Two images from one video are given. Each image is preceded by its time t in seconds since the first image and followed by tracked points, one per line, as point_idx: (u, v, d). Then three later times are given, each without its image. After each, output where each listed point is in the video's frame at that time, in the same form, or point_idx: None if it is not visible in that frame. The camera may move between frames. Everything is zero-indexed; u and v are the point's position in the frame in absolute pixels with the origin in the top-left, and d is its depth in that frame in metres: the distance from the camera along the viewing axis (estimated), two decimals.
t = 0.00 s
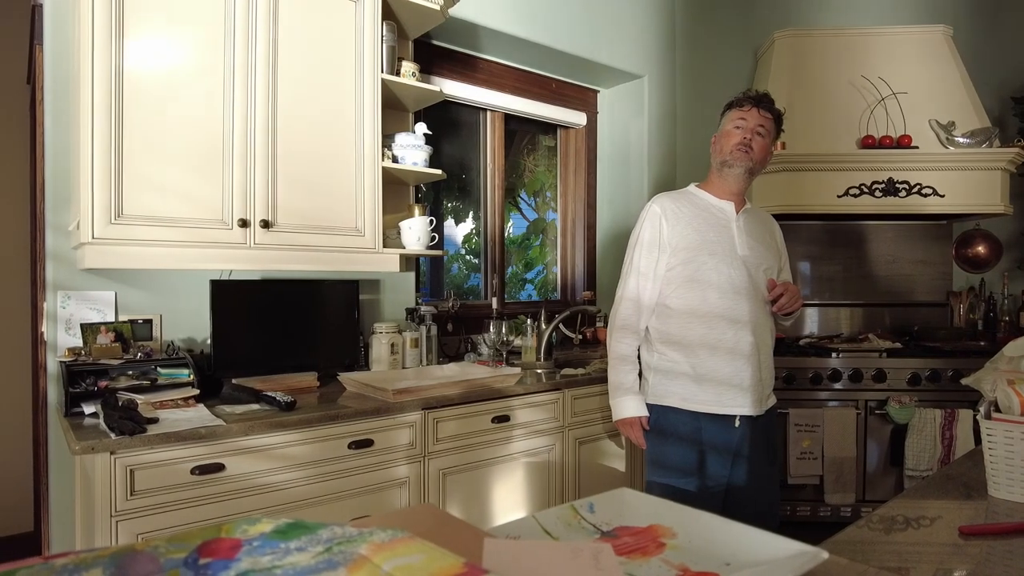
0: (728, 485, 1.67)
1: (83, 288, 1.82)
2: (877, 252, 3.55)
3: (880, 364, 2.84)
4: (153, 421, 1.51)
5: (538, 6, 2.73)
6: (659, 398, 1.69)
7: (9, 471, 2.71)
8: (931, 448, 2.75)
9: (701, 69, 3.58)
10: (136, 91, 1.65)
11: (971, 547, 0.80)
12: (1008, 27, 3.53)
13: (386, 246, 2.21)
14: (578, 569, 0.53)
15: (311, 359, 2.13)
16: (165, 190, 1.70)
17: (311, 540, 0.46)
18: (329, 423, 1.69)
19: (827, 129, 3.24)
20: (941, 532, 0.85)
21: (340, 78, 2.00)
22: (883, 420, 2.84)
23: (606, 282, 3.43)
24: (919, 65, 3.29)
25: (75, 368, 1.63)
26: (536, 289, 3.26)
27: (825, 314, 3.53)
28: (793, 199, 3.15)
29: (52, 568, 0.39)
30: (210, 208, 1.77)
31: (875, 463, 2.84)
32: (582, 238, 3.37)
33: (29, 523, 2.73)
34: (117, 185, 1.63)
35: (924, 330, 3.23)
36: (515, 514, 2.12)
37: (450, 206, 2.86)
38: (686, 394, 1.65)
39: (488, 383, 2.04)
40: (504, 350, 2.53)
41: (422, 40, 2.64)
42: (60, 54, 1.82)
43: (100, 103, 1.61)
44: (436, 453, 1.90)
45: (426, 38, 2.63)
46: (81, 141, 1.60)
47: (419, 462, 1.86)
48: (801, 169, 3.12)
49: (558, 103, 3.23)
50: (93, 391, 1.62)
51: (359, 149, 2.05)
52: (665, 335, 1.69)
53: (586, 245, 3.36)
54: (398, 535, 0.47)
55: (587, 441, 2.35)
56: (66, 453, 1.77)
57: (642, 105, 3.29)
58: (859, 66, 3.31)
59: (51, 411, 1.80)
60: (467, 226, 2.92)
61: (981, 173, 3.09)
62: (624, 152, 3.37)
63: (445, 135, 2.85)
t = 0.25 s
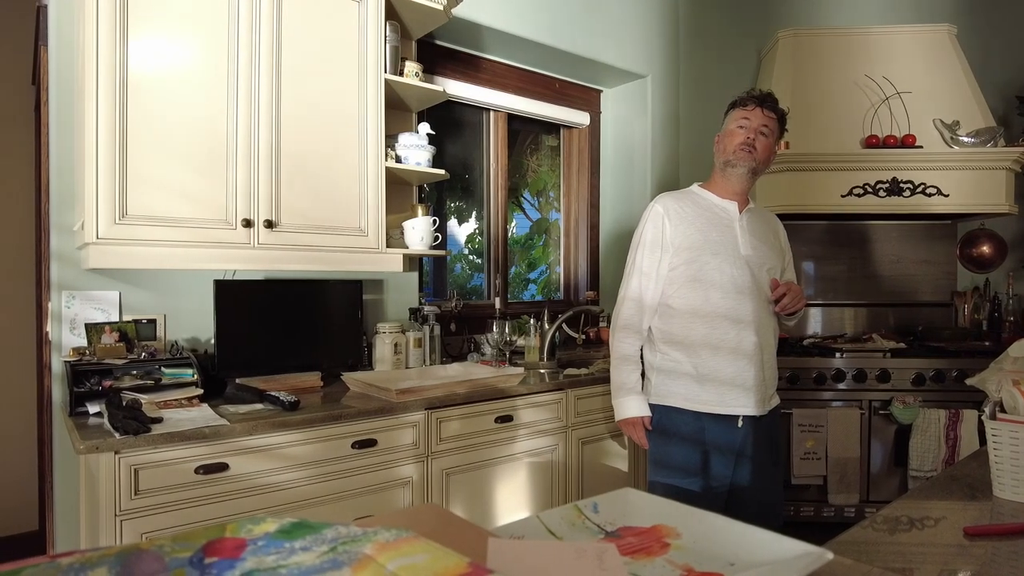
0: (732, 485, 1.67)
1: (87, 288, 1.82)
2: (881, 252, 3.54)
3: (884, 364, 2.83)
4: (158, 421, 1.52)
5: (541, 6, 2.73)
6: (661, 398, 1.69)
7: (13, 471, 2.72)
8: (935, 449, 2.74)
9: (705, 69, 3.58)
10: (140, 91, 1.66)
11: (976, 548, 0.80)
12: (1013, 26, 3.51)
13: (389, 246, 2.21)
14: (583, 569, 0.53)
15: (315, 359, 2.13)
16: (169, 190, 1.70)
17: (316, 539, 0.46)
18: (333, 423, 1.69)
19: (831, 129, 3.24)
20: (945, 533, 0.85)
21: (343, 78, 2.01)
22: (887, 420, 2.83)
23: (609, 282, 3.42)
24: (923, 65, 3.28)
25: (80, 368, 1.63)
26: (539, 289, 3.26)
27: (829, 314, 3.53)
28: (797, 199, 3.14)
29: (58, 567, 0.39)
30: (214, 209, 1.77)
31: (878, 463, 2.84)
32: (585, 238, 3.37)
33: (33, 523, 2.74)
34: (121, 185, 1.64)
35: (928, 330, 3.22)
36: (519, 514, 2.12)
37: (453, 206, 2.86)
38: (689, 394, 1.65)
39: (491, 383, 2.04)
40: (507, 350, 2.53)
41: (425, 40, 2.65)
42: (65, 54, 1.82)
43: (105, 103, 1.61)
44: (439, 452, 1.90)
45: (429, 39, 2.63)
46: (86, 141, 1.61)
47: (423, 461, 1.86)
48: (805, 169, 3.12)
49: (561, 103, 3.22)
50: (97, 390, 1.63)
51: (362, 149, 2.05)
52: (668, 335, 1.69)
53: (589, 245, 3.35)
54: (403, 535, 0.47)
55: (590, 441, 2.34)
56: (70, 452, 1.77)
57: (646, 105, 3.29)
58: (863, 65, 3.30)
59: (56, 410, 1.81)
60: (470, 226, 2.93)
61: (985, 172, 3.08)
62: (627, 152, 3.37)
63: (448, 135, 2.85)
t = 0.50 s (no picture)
0: (735, 485, 1.67)
1: (91, 288, 1.83)
2: (884, 252, 3.53)
3: (887, 364, 2.83)
4: (161, 421, 1.52)
5: (543, 6, 2.73)
6: (663, 398, 1.69)
7: (17, 471, 2.72)
8: (939, 449, 2.74)
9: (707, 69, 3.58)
10: (143, 91, 1.66)
11: (980, 549, 0.80)
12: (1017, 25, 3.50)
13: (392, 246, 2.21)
14: (586, 569, 0.53)
15: (317, 359, 2.13)
16: (172, 190, 1.71)
17: (319, 539, 0.46)
18: (335, 423, 1.69)
19: (834, 128, 3.23)
20: (949, 534, 0.85)
21: (346, 78, 2.01)
22: (890, 420, 2.83)
23: (612, 282, 3.42)
24: (927, 64, 3.27)
25: (84, 368, 1.63)
26: (541, 289, 3.26)
27: (832, 314, 3.52)
28: (799, 199, 3.14)
29: (62, 566, 0.39)
30: (217, 209, 1.77)
31: (882, 464, 2.83)
32: (587, 238, 3.36)
33: (37, 523, 2.75)
34: (125, 185, 1.64)
35: (932, 330, 3.21)
36: (521, 514, 2.12)
37: (456, 206, 2.86)
38: (691, 394, 1.65)
39: (493, 383, 2.04)
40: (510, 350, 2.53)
41: (428, 40, 2.65)
42: (69, 54, 1.83)
43: (108, 103, 1.62)
44: (442, 452, 1.90)
45: (431, 39, 2.63)
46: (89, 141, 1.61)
47: (425, 461, 1.86)
48: (808, 169, 3.11)
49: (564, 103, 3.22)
50: (101, 390, 1.63)
51: (365, 149, 2.05)
52: (670, 335, 1.68)
53: (591, 245, 3.35)
54: (406, 535, 0.47)
55: (593, 441, 2.34)
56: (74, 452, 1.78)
57: (648, 104, 3.29)
58: (866, 65, 3.29)
59: (60, 410, 1.81)
60: (472, 226, 2.93)
61: (989, 172, 3.07)
62: (630, 152, 3.37)
63: (451, 135, 2.85)
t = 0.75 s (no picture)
0: (737, 485, 1.67)
1: (93, 288, 1.83)
2: (887, 252, 3.52)
3: (890, 364, 2.82)
4: (164, 420, 1.52)
5: (545, 6, 2.73)
6: (665, 398, 1.69)
7: (21, 471, 2.73)
8: (942, 449, 2.73)
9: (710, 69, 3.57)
10: (147, 92, 1.67)
11: (983, 549, 0.80)
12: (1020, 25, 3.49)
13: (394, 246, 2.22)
14: (589, 569, 0.53)
15: (320, 359, 2.13)
16: (175, 190, 1.71)
17: (321, 538, 0.46)
18: (338, 423, 1.69)
19: (837, 128, 3.23)
20: (952, 534, 0.84)
21: (348, 78, 2.01)
22: (893, 421, 2.82)
23: (614, 282, 3.42)
24: (930, 64, 3.26)
25: (87, 368, 1.64)
26: (544, 289, 3.26)
27: (834, 314, 3.51)
28: (802, 199, 3.13)
29: (66, 565, 0.39)
30: (220, 209, 1.78)
31: (884, 464, 2.83)
32: (589, 238, 3.36)
33: (40, 522, 2.75)
34: (128, 185, 1.64)
35: (935, 331, 3.20)
36: (523, 514, 2.12)
37: (458, 206, 2.86)
38: (693, 394, 1.65)
39: (496, 383, 2.04)
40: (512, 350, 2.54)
41: (430, 41, 2.65)
42: (72, 54, 1.83)
43: (111, 104, 1.62)
44: (444, 452, 1.90)
45: (433, 39, 2.64)
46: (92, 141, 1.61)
47: (427, 461, 1.87)
48: (811, 168, 3.11)
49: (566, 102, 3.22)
50: (104, 390, 1.63)
51: (367, 149, 2.05)
52: (672, 335, 1.68)
53: (594, 245, 3.35)
54: (408, 534, 0.47)
55: (595, 441, 2.34)
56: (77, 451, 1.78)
57: (650, 104, 3.28)
58: (869, 65, 3.28)
59: (63, 409, 1.82)
60: (474, 226, 2.93)
61: (992, 172, 3.06)
62: (632, 152, 3.37)
63: (453, 135, 2.85)
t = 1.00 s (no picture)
0: (739, 485, 1.67)
1: (96, 288, 1.83)
2: (890, 252, 3.52)
3: (892, 364, 2.82)
4: (166, 420, 1.52)
5: (547, 5, 2.73)
6: (668, 398, 1.68)
7: (24, 471, 2.74)
8: (945, 450, 2.73)
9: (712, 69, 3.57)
10: (149, 93, 1.67)
11: (987, 550, 0.80)
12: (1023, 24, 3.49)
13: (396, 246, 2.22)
14: (593, 569, 0.53)
15: (322, 359, 2.14)
16: (177, 190, 1.71)
17: (326, 538, 0.46)
18: (340, 422, 1.69)
19: (839, 128, 3.22)
20: (956, 535, 0.84)
21: (351, 78, 2.01)
22: (895, 421, 2.82)
23: (616, 282, 3.42)
24: (933, 63, 3.26)
25: (90, 368, 1.64)
26: (546, 289, 3.26)
27: (837, 314, 3.51)
28: (804, 198, 3.13)
29: (72, 564, 0.39)
30: (222, 209, 1.78)
31: (887, 464, 2.82)
32: (591, 238, 3.36)
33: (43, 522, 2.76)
34: (130, 185, 1.65)
35: (937, 331, 3.20)
36: (526, 514, 2.12)
37: (460, 206, 2.86)
38: (696, 394, 1.65)
39: (498, 383, 2.04)
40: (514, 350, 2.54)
41: (432, 41, 2.65)
42: (75, 54, 1.83)
43: (114, 104, 1.62)
44: (446, 452, 1.91)
45: (435, 39, 2.64)
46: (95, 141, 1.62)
47: (430, 461, 1.87)
48: (813, 168, 3.10)
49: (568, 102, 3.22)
50: (107, 390, 1.63)
51: (369, 149, 2.05)
52: (675, 335, 1.68)
53: (596, 245, 3.35)
54: (412, 534, 0.47)
55: (597, 441, 2.34)
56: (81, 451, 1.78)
57: (652, 104, 3.28)
58: (871, 64, 3.28)
59: (66, 409, 1.82)
60: (476, 226, 2.93)
61: (995, 172, 3.06)
62: (634, 152, 3.37)
63: (455, 135, 2.85)
